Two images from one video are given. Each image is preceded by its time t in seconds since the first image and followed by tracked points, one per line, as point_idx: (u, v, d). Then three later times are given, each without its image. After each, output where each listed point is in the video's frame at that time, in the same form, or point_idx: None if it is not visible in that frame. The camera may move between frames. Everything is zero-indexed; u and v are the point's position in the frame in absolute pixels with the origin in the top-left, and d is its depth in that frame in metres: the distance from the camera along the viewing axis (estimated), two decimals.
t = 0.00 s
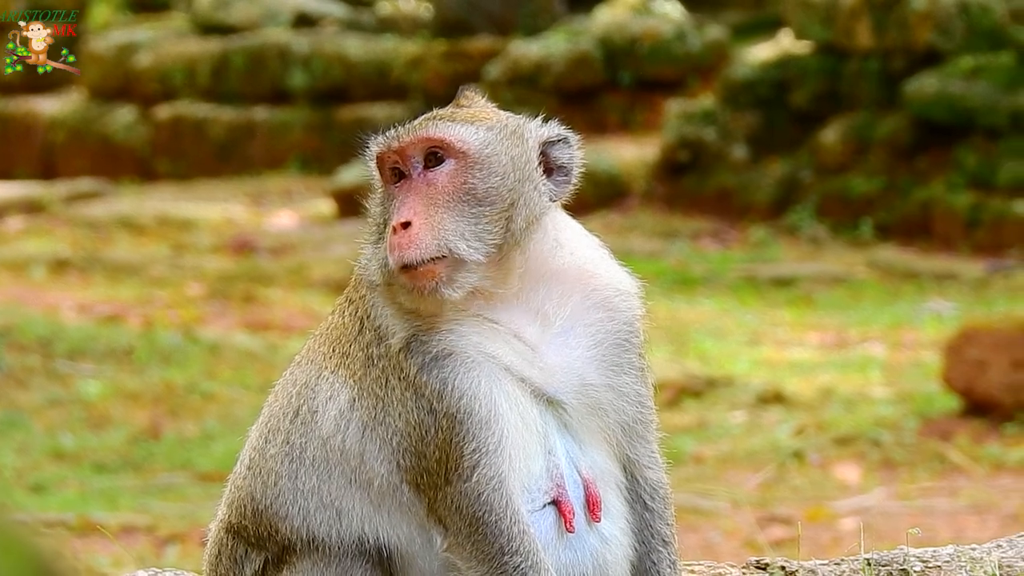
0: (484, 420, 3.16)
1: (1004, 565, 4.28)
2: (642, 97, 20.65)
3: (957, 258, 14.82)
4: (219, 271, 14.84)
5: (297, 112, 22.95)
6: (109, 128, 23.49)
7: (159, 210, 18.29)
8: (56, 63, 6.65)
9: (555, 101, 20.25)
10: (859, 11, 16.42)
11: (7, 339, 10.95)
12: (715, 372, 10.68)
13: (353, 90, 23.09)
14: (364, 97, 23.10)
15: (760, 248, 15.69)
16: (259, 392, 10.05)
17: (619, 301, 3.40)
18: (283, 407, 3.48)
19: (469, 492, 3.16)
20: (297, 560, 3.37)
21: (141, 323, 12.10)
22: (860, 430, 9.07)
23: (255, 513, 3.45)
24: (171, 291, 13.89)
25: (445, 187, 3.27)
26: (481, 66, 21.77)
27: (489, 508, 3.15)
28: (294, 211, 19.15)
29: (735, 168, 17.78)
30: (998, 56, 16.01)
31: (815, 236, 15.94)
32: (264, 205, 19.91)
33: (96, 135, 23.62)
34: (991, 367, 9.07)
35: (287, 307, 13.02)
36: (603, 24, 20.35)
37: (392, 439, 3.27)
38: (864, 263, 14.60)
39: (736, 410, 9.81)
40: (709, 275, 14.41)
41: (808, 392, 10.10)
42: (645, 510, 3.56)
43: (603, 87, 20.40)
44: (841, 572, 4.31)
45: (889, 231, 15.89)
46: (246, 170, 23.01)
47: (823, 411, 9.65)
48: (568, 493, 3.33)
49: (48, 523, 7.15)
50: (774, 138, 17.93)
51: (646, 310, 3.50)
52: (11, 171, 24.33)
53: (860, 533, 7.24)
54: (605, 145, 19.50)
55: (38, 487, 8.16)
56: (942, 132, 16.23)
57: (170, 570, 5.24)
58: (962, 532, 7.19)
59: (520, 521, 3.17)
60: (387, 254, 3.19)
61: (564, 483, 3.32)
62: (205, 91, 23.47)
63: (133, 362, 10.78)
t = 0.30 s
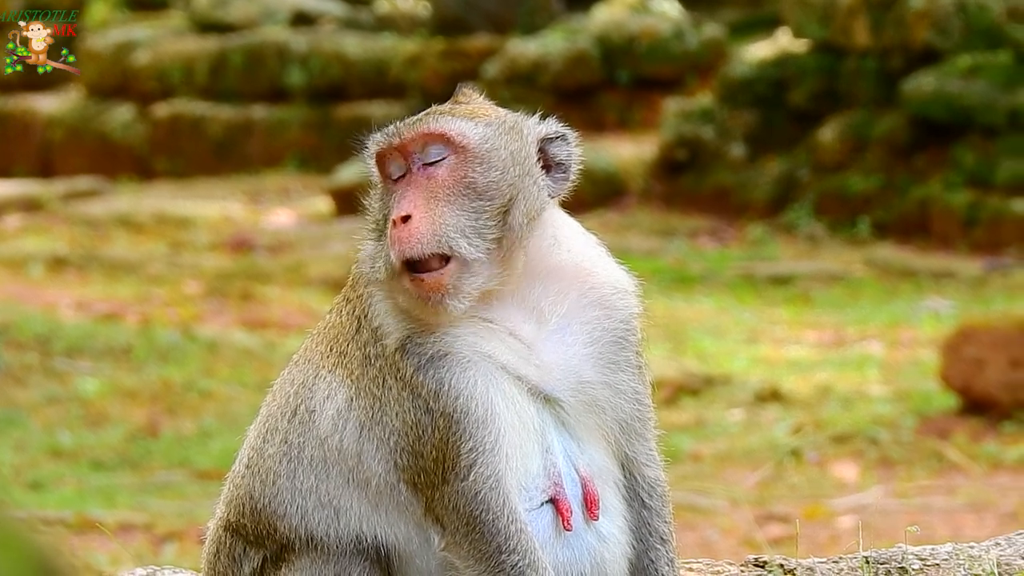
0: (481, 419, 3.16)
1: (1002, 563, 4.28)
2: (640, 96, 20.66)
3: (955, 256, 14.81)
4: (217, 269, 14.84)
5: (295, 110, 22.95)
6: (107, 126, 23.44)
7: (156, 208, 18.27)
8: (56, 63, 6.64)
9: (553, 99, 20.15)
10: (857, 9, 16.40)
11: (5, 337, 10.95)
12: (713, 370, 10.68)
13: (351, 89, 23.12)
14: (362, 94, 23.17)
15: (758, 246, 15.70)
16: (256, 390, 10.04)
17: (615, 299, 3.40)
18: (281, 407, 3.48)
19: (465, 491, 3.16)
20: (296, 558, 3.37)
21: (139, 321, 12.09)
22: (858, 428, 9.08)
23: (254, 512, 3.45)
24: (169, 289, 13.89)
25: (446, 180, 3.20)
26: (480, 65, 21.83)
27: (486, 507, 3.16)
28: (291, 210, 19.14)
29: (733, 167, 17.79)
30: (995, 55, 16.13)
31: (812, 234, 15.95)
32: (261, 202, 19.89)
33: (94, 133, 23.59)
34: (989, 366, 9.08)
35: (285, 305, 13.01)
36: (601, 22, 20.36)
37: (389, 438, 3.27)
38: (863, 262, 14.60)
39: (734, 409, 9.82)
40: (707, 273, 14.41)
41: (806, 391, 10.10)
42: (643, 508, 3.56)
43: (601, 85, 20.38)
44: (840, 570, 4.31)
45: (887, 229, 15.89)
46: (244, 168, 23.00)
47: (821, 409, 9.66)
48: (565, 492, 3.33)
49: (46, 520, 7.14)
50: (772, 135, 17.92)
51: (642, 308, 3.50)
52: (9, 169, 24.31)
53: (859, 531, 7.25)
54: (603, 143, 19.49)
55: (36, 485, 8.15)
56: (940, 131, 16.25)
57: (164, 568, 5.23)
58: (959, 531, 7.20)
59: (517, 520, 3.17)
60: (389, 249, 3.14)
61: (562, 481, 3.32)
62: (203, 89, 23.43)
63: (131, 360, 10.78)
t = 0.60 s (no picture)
0: (481, 417, 3.16)
1: (1000, 561, 4.29)
2: (637, 93, 20.66)
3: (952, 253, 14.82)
4: (214, 266, 14.83)
5: (292, 107, 22.93)
6: (104, 123, 23.41)
7: (153, 206, 18.25)
8: (56, 63, 6.65)
9: (550, 97, 20.11)
10: (854, 7, 16.39)
11: (2, 334, 10.94)
12: (710, 367, 10.69)
13: (348, 85, 23.14)
14: (359, 92, 23.21)
15: (755, 243, 15.70)
16: (253, 387, 10.04)
17: (618, 303, 3.40)
18: (279, 404, 3.47)
19: (464, 489, 3.16)
20: (292, 556, 3.36)
21: (136, 318, 12.09)
22: (855, 425, 9.09)
23: (252, 509, 3.44)
24: (166, 286, 13.87)
25: (466, 196, 3.22)
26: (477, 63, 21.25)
27: (485, 505, 3.15)
28: (288, 207, 19.12)
29: (730, 164, 17.79)
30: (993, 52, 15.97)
31: (809, 232, 15.95)
32: (258, 200, 19.87)
33: (91, 130, 23.55)
34: (986, 363, 9.09)
35: (282, 301, 13.01)
36: (598, 20, 20.35)
37: (389, 435, 3.27)
38: (860, 258, 14.61)
39: (731, 406, 9.82)
40: (704, 270, 14.41)
41: (803, 388, 10.11)
42: (640, 506, 3.56)
43: (597, 82, 20.36)
44: (838, 568, 4.31)
45: (884, 226, 15.89)
46: (242, 165, 22.99)
47: (818, 406, 9.66)
48: (563, 490, 3.33)
49: (43, 517, 7.14)
50: (769, 133, 17.95)
51: (643, 310, 3.50)
52: (6, 166, 24.29)
53: (856, 528, 7.25)
54: (601, 140, 19.48)
55: (33, 482, 8.15)
56: (938, 129, 16.27)
57: (162, 565, 5.23)
58: (956, 528, 7.21)
59: (515, 517, 3.17)
60: (405, 260, 3.15)
61: (559, 479, 3.32)
62: (200, 86, 23.41)
63: (128, 357, 10.77)
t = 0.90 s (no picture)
0: (481, 415, 3.16)
1: (999, 558, 4.29)
2: (637, 90, 20.63)
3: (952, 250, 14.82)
4: (213, 263, 14.82)
5: (291, 105, 22.91)
6: (103, 120, 23.43)
7: (153, 203, 18.24)
8: (56, 63, 6.64)
9: (549, 94, 20.13)
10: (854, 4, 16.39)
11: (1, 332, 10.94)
12: (710, 364, 10.68)
13: (347, 83, 23.12)
14: (358, 89, 23.21)
15: (755, 240, 15.70)
16: (252, 384, 10.04)
17: (619, 303, 3.39)
18: (278, 401, 3.47)
19: (463, 486, 3.16)
20: (292, 552, 3.36)
21: (136, 316, 12.09)
22: (855, 422, 9.09)
23: (250, 506, 3.43)
24: (165, 284, 13.87)
25: (476, 202, 3.17)
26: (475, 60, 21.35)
27: (484, 502, 3.15)
28: (288, 204, 19.11)
29: (729, 161, 17.76)
30: (992, 49, 15.96)
31: (809, 229, 15.96)
32: (258, 197, 19.86)
33: (90, 127, 23.56)
34: (986, 360, 9.10)
35: (281, 299, 13.00)
36: (597, 17, 20.35)
37: (389, 432, 3.26)
38: (859, 256, 14.61)
39: (730, 403, 9.82)
40: (704, 268, 14.41)
41: (802, 385, 10.11)
42: (639, 504, 3.55)
43: (597, 80, 20.34)
44: (836, 566, 4.31)
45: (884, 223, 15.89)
46: (241, 162, 22.97)
47: (817, 404, 9.65)
48: (562, 487, 3.32)
49: (42, 515, 7.13)
50: (769, 129, 17.85)
51: (643, 311, 3.49)
52: (5, 163, 24.29)
53: (855, 526, 7.25)
54: (601, 137, 19.46)
55: (32, 480, 8.15)
56: (937, 126, 16.28)
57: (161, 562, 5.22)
58: (956, 525, 7.21)
59: (515, 514, 3.17)
60: (415, 263, 3.10)
61: (559, 477, 3.32)
62: (199, 84, 23.40)
63: (127, 355, 10.76)
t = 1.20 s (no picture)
0: (485, 410, 3.16)
1: (998, 555, 4.29)
2: (636, 87, 20.61)
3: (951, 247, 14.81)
4: (213, 260, 14.82)
5: (291, 101, 22.89)
6: (103, 117, 23.47)
7: (152, 199, 18.24)
8: (57, 63, 6.63)
9: (548, 90, 20.17)
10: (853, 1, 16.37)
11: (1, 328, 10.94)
12: (709, 361, 10.68)
13: (346, 79, 23.06)
14: (357, 86, 23.07)
15: (754, 237, 15.70)
16: (252, 380, 10.03)
17: (623, 304, 3.38)
18: (278, 397, 3.47)
19: (465, 481, 3.16)
20: (291, 549, 3.35)
21: (135, 312, 12.09)
22: (854, 419, 9.08)
23: (249, 502, 3.44)
24: (164, 280, 13.87)
25: (511, 192, 3.15)
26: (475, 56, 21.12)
27: (485, 497, 3.15)
28: (287, 201, 19.11)
29: (728, 158, 17.74)
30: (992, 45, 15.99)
31: (808, 226, 15.95)
32: (257, 193, 19.86)
33: (89, 124, 23.62)
34: (985, 356, 9.09)
35: (280, 295, 12.99)
36: (597, 14, 20.33)
37: (391, 428, 3.26)
38: (858, 252, 14.61)
39: (730, 400, 9.82)
40: (703, 264, 14.41)
41: (802, 381, 10.11)
42: (637, 501, 3.55)
43: (596, 76, 20.29)
44: (836, 562, 4.31)
45: (883, 220, 15.88)
46: (240, 159, 22.94)
47: (817, 400, 9.65)
48: (562, 484, 3.33)
49: (41, 512, 7.14)
50: (768, 126, 17.85)
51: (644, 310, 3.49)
52: (5, 160, 24.33)
53: (854, 523, 7.25)
54: (601, 134, 19.44)
55: (32, 476, 8.15)
56: (937, 123, 16.28)
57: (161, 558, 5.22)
58: (955, 521, 7.21)
59: (515, 510, 3.17)
60: (446, 252, 3.07)
61: (559, 473, 3.32)
62: (199, 80, 23.42)
63: (127, 351, 10.76)
